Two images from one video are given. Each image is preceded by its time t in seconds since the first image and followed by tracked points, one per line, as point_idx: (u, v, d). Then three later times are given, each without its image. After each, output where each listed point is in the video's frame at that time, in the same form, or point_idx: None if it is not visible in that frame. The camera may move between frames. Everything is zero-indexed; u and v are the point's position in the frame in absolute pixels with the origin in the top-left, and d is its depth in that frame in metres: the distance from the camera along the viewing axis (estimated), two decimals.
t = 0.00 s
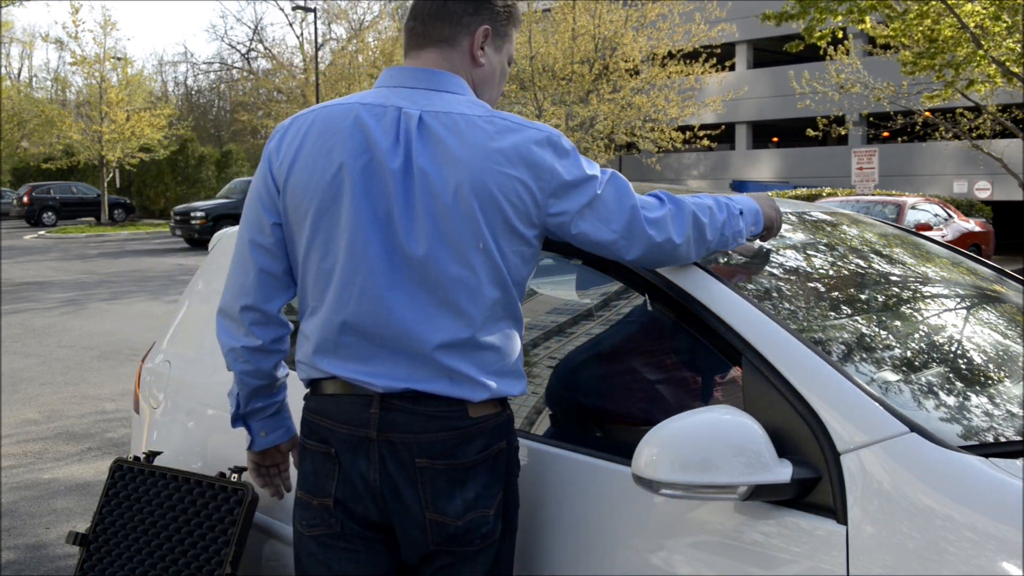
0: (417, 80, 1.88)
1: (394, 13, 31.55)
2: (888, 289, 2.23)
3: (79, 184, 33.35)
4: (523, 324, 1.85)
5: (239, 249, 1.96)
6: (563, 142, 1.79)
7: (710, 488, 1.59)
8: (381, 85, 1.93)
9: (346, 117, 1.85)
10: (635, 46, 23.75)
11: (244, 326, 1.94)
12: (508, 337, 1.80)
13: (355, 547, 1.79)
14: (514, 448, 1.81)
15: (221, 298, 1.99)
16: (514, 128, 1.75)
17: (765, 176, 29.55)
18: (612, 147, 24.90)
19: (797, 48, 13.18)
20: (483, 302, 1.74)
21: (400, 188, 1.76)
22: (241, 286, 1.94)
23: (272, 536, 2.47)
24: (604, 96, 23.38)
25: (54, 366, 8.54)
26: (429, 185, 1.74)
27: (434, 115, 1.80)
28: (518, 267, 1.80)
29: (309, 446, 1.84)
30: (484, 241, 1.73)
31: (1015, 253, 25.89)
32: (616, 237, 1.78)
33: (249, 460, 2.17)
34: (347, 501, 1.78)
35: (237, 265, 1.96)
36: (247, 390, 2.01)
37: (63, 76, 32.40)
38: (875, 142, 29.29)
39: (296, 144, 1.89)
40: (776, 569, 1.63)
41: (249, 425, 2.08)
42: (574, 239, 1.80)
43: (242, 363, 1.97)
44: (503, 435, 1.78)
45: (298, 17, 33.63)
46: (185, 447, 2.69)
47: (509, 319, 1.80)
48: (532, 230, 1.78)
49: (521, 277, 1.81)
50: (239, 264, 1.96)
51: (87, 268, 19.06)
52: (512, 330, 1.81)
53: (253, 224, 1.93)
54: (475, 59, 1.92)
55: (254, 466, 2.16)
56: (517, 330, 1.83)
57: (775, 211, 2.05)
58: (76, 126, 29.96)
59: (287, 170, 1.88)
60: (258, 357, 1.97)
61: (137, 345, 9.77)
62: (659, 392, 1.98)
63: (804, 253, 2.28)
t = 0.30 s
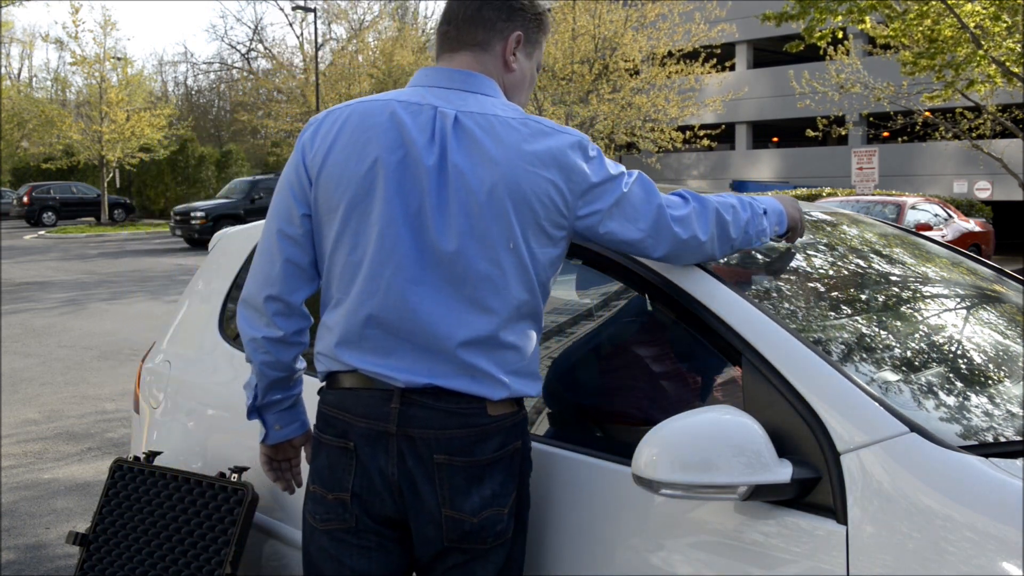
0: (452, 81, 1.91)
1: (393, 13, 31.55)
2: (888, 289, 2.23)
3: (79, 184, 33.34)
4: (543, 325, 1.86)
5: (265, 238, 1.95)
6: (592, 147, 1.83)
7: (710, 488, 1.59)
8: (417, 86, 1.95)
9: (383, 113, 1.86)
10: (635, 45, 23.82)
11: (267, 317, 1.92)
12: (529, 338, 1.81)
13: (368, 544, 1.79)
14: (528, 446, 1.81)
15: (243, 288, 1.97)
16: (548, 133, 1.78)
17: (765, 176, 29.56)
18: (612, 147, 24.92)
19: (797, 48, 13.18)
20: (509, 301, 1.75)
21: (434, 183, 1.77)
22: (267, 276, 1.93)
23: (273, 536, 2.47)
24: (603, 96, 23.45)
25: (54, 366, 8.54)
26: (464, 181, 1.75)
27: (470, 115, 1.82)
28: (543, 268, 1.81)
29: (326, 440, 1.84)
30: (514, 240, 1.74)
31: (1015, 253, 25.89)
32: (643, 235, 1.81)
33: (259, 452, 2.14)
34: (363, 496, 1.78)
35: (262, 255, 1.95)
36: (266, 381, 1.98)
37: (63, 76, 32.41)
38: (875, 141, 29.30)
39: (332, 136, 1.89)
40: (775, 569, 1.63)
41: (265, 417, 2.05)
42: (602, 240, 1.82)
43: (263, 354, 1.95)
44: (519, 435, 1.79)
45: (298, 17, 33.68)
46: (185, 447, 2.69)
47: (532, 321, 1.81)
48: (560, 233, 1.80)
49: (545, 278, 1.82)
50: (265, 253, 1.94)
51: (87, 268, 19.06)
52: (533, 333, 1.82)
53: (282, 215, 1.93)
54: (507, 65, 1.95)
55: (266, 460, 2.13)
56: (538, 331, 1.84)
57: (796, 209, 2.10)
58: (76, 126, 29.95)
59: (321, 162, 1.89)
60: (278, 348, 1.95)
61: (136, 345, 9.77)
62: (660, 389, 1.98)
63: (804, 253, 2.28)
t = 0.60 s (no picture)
0: (478, 83, 1.92)
1: (393, 13, 31.58)
2: (887, 290, 2.23)
3: (79, 184, 33.35)
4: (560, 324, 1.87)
5: (288, 231, 1.92)
6: (613, 151, 1.86)
7: (712, 488, 1.59)
8: (443, 86, 1.95)
9: (411, 112, 1.86)
10: (635, 46, 23.91)
11: (288, 311, 1.89)
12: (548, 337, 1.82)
13: (380, 541, 1.80)
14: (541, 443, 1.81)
15: (263, 280, 1.94)
16: (576, 138, 1.80)
17: (764, 176, 29.59)
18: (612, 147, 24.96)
19: (797, 48, 13.19)
20: (532, 299, 1.76)
21: (463, 180, 1.77)
22: (288, 269, 1.90)
23: (274, 537, 2.46)
24: (603, 95, 23.57)
25: (54, 367, 8.55)
26: (492, 179, 1.76)
27: (499, 117, 1.83)
28: (564, 269, 1.82)
29: (341, 436, 1.84)
30: (540, 239, 1.75)
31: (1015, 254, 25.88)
32: (663, 232, 1.83)
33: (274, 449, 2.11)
34: (380, 492, 1.78)
35: (283, 248, 1.92)
36: (284, 376, 1.95)
37: (63, 76, 32.42)
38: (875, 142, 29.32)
39: (360, 131, 1.88)
40: (776, 569, 1.63)
41: (281, 413, 2.02)
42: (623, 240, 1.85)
43: (282, 349, 1.92)
44: (533, 434, 1.79)
45: (298, 17, 33.80)
46: (185, 448, 2.69)
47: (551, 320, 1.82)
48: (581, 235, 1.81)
49: (567, 278, 1.82)
50: (286, 246, 1.92)
51: (86, 267, 19.06)
52: (552, 333, 1.83)
53: (305, 208, 1.91)
54: (531, 70, 1.97)
55: (282, 456, 2.10)
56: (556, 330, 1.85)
57: (807, 207, 2.15)
58: (76, 126, 29.96)
59: (348, 156, 1.88)
60: (298, 344, 1.92)
61: (136, 345, 9.77)
62: (663, 389, 1.98)
63: (805, 254, 2.27)
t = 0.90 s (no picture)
0: (493, 86, 1.93)
1: (393, 13, 31.60)
2: (888, 289, 2.23)
3: (79, 184, 33.35)
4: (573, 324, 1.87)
5: (303, 230, 1.92)
6: (627, 149, 1.87)
7: (713, 489, 1.59)
8: (458, 88, 1.95)
9: (430, 112, 1.86)
10: (635, 46, 23.95)
11: (302, 309, 1.89)
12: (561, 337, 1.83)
13: (388, 541, 1.80)
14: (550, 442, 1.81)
15: (276, 280, 1.94)
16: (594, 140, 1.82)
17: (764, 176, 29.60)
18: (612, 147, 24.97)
19: (797, 48, 13.19)
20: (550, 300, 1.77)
21: (484, 180, 1.77)
22: (303, 268, 1.89)
23: (274, 536, 2.46)
24: (603, 95, 23.63)
25: (54, 367, 8.55)
26: (513, 180, 1.76)
27: (519, 119, 1.84)
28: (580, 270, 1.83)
29: (352, 434, 1.83)
30: (559, 239, 1.77)
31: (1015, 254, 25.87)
32: (674, 227, 1.86)
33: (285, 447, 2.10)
34: (390, 489, 1.78)
35: (299, 247, 1.92)
36: (297, 375, 1.95)
37: (63, 76, 32.43)
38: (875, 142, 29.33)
39: (378, 131, 1.88)
40: (776, 569, 1.63)
41: (294, 412, 2.01)
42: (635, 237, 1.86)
43: (297, 347, 1.92)
44: (543, 435, 1.79)
45: (298, 17, 33.84)
46: (185, 447, 2.69)
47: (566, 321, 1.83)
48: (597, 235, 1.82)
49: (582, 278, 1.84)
50: (302, 245, 1.91)
51: (86, 268, 19.05)
52: (564, 334, 1.84)
53: (320, 206, 1.90)
54: (545, 71, 1.98)
55: (293, 455, 2.09)
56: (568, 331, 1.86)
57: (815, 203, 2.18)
58: (76, 126, 29.96)
59: (366, 156, 1.87)
60: (312, 342, 1.92)
61: (136, 345, 9.76)
62: (666, 387, 1.98)
63: (806, 254, 2.27)
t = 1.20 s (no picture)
0: (508, 86, 1.94)
1: (393, 13, 31.59)
2: (887, 289, 2.23)
3: (79, 184, 33.35)
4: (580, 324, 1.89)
5: (314, 228, 1.91)
6: (637, 150, 1.91)
7: (713, 489, 1.59)
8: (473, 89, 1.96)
9: (447, 113, 1.85)
10: (635, 46, 23.98)
11: (310, 306, 1.88)
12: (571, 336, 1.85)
13: (390, 541, 1.80)
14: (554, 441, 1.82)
15: (285, 275, 1.92)
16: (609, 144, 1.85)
17: (764, 176, 29.59)
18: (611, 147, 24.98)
19: (796, 48, 13.18)
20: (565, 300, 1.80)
21: (502, 182, 1.78)
22: (312, 264, 1.88)
23: (273, 536, 2.46)
24: (603, 95, 23.65)
25: (54, 367, 8.55)
26: (532, 181, 1.78)
27: (535, 122, 1.85)
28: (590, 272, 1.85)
29: (357, 432, 1.83)
30: (575, 241, 1.79)
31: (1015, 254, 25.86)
32: (683, 223, 1.91)
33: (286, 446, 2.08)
34: (394, 486, 1.78)
35: (309, 244, 1.90)
36: (303, 372, 1.94)
37: (63, 76, 32.45)
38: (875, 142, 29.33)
39: (393, 132, 1.87)
40: (776, 569, 1.63)
41: (296, 409, 2.01)
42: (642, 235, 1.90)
43: (304, 343, 1.90)
44: (546, 435, 1.80)
45: (298, 16, 33.89)
46: (184, 447, 2.69)
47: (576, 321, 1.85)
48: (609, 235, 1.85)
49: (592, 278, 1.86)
50: (313, 242, 1.90)
51: (86, 267, 19.06)
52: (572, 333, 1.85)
53: (333, 204, 1.88)
54: (558, 76, 2.02)
55: (294, 453, 2.07)
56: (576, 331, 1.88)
57: (816, 200, 2.22)
58: (76, 126, 29.96)
59: (382, 154, 1.86)
60: (319, 339, 1.90)
61: (136, 345, 9.76)
62: (667, 386, 1.99)
63: (805, 253, 2.28)
